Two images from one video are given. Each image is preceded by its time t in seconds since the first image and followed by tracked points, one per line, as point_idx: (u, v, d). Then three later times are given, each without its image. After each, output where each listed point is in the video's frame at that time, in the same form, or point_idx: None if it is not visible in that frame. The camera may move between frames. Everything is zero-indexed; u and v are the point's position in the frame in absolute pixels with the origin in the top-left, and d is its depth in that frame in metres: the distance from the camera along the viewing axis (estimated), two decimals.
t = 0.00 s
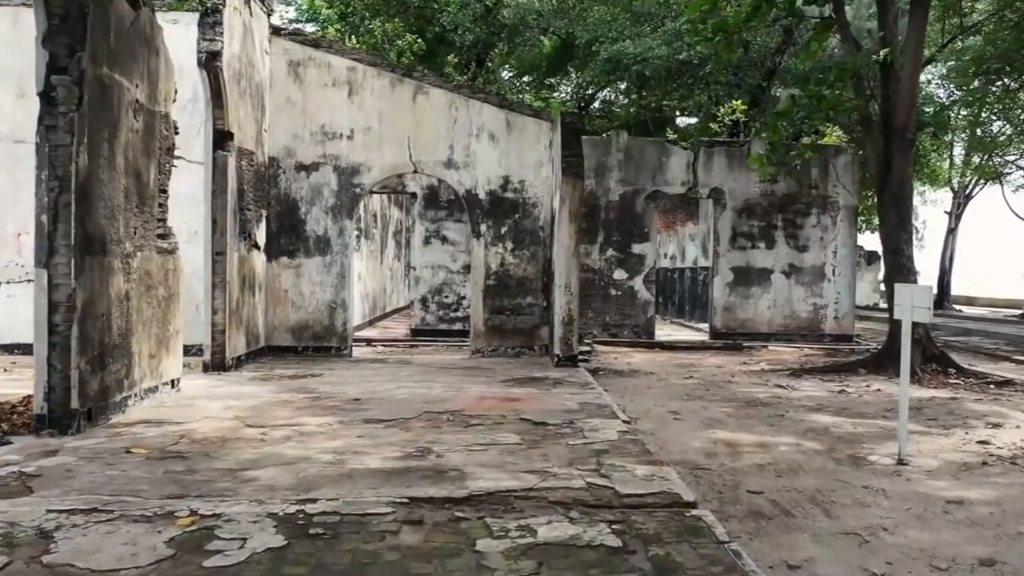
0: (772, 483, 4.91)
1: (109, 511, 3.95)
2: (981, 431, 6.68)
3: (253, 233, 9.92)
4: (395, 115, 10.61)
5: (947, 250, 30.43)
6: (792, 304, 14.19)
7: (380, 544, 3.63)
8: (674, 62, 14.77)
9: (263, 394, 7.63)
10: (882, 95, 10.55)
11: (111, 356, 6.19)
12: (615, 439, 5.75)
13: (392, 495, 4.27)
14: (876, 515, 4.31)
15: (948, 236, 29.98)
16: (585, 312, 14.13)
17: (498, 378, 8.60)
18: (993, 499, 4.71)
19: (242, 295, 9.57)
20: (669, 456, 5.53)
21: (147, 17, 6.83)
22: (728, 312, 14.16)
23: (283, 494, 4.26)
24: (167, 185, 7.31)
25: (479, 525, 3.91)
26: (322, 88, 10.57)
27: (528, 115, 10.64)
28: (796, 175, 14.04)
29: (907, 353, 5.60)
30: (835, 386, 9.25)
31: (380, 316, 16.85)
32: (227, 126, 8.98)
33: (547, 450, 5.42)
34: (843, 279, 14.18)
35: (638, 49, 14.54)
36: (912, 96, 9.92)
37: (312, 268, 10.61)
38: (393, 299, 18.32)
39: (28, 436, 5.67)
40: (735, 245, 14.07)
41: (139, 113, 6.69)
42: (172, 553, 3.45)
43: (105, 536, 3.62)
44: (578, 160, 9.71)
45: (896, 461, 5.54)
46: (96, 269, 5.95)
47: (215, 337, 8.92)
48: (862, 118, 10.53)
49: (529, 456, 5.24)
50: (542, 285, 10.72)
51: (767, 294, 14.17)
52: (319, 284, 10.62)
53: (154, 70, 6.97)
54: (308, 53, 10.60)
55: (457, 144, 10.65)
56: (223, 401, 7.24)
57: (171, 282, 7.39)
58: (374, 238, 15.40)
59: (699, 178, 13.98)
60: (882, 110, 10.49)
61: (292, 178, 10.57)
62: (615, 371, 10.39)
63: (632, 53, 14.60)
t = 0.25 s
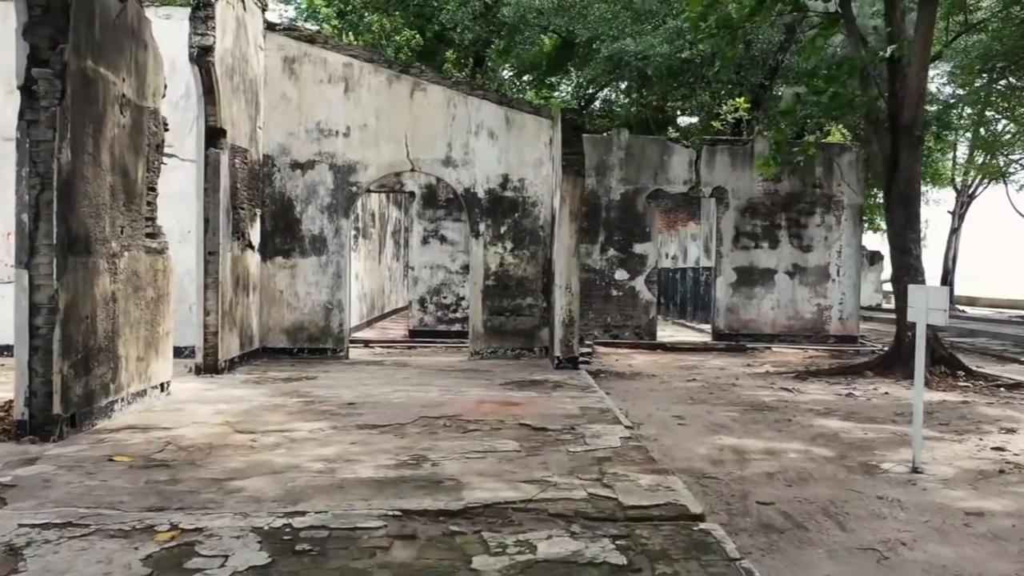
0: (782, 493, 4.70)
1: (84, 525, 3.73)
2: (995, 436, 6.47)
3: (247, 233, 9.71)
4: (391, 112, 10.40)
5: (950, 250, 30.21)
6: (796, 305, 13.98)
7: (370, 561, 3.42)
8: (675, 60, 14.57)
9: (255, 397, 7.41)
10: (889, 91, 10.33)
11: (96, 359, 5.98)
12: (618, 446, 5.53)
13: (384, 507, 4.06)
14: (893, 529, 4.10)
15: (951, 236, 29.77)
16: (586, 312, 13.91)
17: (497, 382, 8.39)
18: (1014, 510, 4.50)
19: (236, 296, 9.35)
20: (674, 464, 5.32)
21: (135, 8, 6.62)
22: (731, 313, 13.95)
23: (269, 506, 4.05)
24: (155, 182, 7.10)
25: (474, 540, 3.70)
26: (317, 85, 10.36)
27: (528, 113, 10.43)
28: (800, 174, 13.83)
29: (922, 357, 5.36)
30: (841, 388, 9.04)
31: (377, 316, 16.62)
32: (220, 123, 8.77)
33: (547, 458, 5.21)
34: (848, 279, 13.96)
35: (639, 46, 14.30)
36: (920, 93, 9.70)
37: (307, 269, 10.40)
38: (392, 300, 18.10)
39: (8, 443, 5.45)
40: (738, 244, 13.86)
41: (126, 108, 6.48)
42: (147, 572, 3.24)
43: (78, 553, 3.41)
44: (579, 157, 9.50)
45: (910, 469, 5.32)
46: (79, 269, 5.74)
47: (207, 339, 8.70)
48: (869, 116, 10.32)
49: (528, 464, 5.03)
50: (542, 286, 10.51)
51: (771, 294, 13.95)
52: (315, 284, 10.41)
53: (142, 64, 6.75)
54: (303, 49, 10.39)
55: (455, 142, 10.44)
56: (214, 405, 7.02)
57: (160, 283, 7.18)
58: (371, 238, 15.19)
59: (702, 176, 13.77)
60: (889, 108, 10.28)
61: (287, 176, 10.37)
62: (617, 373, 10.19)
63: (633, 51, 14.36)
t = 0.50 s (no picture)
0: (793, 500, 4.53)
1: (65, 535, 3.56)
2: (1009, 440, 6.30)
3: (243, 231, 9.55)
4: (390, 109, 10.24)
5: (953, 250, 30.02)
6: (800, 305, 13.80)
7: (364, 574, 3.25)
8: (677, 58, 14.40)
9: (250, 399, 7.24)
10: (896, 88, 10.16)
11: (85, 360, 5.81)
12: (623, 450, 5.36)
13: (380, 515, 3.89)
14: (911, 538, 3.93)
15: (955, 237, 29.58)
16: (587, 312, 13.74)
17: (498, 383, 8.21)
18: None
19: (231, 296, 9.18)
20: (680, 469, 5.15)
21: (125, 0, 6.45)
22: (734, 313, 13.78)
23: (260, 514, 3.88)
24: (147, 179, 6.93)
25: (475, 551, 3.53)
26: (315, 81, 10.19)
27: (529, 110, 10.27)
28: (804, 173, 13.68)
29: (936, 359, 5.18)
30: (849, 390, 8.87)
31: (377, 317, 16.43)
32: (216, 120, 8.61)
33: (550, 463, 5.04)
34: (853, 279, 13.79)
35: (641, 44, 14.12)
36: (928, 90, 9.54)
37: (305, 268, 10.23)
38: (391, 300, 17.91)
39: None
40: (742, 244, 13.70)
41: (117, 103, 6.32)
42: None
43: (57, 565, 3.24)
44: (580, 154, 9.33)
45: (924, 474, 5.16)
46: (67, 267, 5.56)
47: (202, 340, 8.53)
48: (876, 112, 10.16)
49: (530, 469, 4.86)
50: (543, 286, 10.34)
51: (775, 294, 13.78)
52: (312, 284, 10.24)
53: (133, 58, 6.59)
54: (301, 45, 10.22)
55: (455, 139, 10.27)
56: (207, 407, 6.85)
57: (153, 282, 7.02)
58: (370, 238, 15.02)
59: (705, 175, 13.61)
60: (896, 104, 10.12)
61: (285, 174, 10.20)
62: (619, 374, 10.01)
63: (634, 49, 14.17)
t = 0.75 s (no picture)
0: (808, 511, 4.35)
1: (45, 551, 3.38)
2: None
3: (240, 231, 9.37)
4: (390, 107, 10.06)
5: (956, 250, 29.84)
6: (806, 306, 13.61)
7: None
8: (680, 57, 14.21)
9: (246, 403, 7.06)
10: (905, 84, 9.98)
11: (74, 364, 5.63)
12: (630, 457, 5.18)
13: (377, 529, 3.71)
14: (935, 553, 3.75)
15: (958, 236, 29.40)
16: (590, 313, 13.56)
17: (499, 386, 8.03)
18: None
19: (228, 297, 9.00)
20: (689, 477, 4.97)
21: None
22: (739, 314, 13.59)
23: (252, 527, 3.69)
24: (140, 177, 6.75)
25: (477, 568, 3.35)
26: (313, 78, 10.01)
27: (531, 107, 10.10)
28: (809, 172, 13.51)
29: (954, 364, 4.99)
30: (858, 393, 8.68)
31: (376, 318, 16.24)
32: (212, 117, 8.44)
33: (554, 471, 4.86)
34: (859, 280, 13.60)
35: (644, 43, 13.86)
36: (938, 87, 9.36)
37: (303, 269, 10.05)
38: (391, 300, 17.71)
39: None
40: (746, 244, 13.51)
41: (107, 98, 6.14)
42: None
43: None
44: (584, 152, 9.15)
45: (942, 482, 4.97)
46: (54, 268, 5.37)
47: (198, 342, 8.35)
48: (884, 109, 9.97)
49: (534, 478, 4.67)
50: (545, 287, 10.15)
51: (780, 295, 13.60)
52: (310, 284, 10.06)
53: (125, 53, 6.41)
54: (299, 41, 10.04)
55: (456, 137, 10.09)
56: (202, 412, 6.67)
57: (146, 283, 6.84)
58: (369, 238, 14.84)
59: (708, 174, 13.43)
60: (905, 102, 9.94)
61: (282, 173, 10.02)
62: (623, 376, 9.83)
63: (637, 48, 13.93)
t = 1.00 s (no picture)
0: (821, 519, 4.19)
1: (25, 564, 3.22)
2: None
3: (237, 230, 9.22)
4: (389, 104, 9.91)
5: (960, 250, 29.67)
6: (810, 306, 13.46)
7: None
8: (682, 55, 14.05)
9: (241, 406, 6.90)
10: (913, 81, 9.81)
11: (64, 367, 5.48)
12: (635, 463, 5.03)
13: (373, 539, 3.56)
14: (954, 564, 3.60)
15: (961, 236, 29.24)
16: (592, 313, 13.40)
17: (500, 388, 7.87)
18: None
19: (224, 297, 8.85)
20: (696, 484, 4.82)
21: None
22: (742, 314, 13.44)
23: (242, 538, 3.54)
24: (133, 175, 6.60)
25: None
26: (311, 75, 9.86)
27: (532, 105, 9.94)
28: (814, 170, 13.36)
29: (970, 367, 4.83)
30: (865, 395, 8.53)
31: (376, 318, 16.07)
32: (207, 114, 8.29)
33: (557, 477, 4.70)
34: (864, 280, 13.44)
35: (645, 42, 13.75)
36: (946, 85, 9.20)
37: (301, 269, 9.90)
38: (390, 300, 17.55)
39: None
40: (750, 243, 13.36)
41: (98, 94, 5.99)
42: None
43: None
44: (586, 150, 8.99)
45: (958, 489, 4.82)
46: (42, 268, 5.22)
47: (193, 343, 8.20)
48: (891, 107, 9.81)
49: (536, 485, 4.52)
50: (547, 287, 10.00)
51: (784, 295, 13.44)
52: (308, 285, 9.91)
53: (117, 47, 6.26)
54: (296, 38, 9.88)
55: (456, 135, 9.94)
56: (195, 415, 6.51)
57: (139, 284, 6.68)
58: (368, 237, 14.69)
59: (712, 173, 13.27)
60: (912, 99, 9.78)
61: (280, 172, 9.87)
62: (626, 378, 9.68)
63: (638, 47, 13.79)
